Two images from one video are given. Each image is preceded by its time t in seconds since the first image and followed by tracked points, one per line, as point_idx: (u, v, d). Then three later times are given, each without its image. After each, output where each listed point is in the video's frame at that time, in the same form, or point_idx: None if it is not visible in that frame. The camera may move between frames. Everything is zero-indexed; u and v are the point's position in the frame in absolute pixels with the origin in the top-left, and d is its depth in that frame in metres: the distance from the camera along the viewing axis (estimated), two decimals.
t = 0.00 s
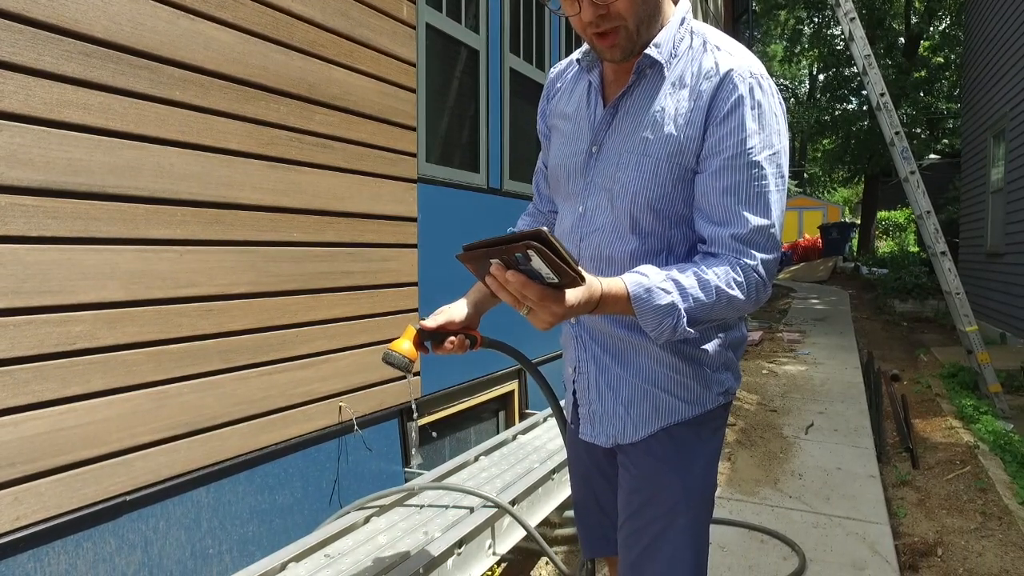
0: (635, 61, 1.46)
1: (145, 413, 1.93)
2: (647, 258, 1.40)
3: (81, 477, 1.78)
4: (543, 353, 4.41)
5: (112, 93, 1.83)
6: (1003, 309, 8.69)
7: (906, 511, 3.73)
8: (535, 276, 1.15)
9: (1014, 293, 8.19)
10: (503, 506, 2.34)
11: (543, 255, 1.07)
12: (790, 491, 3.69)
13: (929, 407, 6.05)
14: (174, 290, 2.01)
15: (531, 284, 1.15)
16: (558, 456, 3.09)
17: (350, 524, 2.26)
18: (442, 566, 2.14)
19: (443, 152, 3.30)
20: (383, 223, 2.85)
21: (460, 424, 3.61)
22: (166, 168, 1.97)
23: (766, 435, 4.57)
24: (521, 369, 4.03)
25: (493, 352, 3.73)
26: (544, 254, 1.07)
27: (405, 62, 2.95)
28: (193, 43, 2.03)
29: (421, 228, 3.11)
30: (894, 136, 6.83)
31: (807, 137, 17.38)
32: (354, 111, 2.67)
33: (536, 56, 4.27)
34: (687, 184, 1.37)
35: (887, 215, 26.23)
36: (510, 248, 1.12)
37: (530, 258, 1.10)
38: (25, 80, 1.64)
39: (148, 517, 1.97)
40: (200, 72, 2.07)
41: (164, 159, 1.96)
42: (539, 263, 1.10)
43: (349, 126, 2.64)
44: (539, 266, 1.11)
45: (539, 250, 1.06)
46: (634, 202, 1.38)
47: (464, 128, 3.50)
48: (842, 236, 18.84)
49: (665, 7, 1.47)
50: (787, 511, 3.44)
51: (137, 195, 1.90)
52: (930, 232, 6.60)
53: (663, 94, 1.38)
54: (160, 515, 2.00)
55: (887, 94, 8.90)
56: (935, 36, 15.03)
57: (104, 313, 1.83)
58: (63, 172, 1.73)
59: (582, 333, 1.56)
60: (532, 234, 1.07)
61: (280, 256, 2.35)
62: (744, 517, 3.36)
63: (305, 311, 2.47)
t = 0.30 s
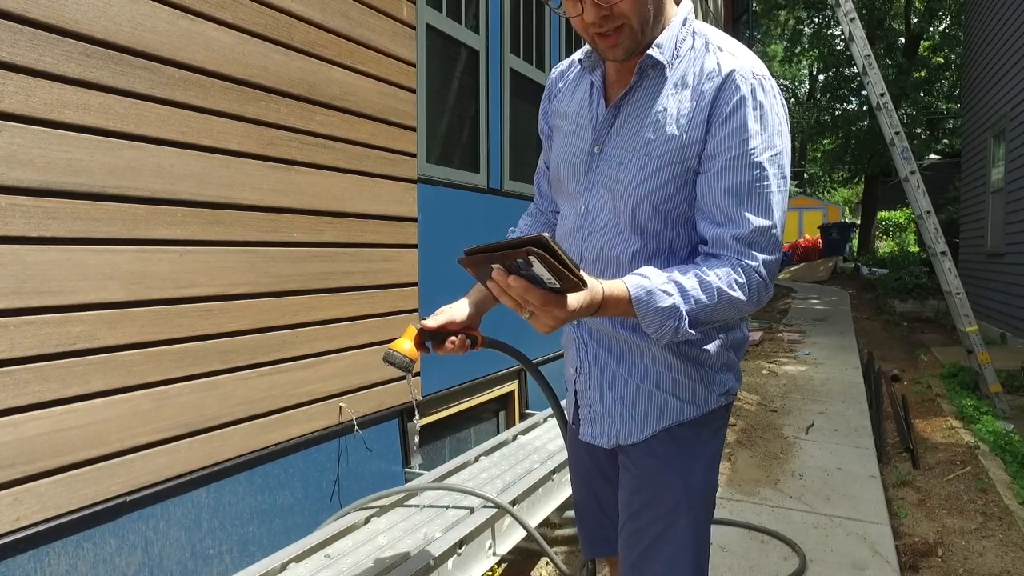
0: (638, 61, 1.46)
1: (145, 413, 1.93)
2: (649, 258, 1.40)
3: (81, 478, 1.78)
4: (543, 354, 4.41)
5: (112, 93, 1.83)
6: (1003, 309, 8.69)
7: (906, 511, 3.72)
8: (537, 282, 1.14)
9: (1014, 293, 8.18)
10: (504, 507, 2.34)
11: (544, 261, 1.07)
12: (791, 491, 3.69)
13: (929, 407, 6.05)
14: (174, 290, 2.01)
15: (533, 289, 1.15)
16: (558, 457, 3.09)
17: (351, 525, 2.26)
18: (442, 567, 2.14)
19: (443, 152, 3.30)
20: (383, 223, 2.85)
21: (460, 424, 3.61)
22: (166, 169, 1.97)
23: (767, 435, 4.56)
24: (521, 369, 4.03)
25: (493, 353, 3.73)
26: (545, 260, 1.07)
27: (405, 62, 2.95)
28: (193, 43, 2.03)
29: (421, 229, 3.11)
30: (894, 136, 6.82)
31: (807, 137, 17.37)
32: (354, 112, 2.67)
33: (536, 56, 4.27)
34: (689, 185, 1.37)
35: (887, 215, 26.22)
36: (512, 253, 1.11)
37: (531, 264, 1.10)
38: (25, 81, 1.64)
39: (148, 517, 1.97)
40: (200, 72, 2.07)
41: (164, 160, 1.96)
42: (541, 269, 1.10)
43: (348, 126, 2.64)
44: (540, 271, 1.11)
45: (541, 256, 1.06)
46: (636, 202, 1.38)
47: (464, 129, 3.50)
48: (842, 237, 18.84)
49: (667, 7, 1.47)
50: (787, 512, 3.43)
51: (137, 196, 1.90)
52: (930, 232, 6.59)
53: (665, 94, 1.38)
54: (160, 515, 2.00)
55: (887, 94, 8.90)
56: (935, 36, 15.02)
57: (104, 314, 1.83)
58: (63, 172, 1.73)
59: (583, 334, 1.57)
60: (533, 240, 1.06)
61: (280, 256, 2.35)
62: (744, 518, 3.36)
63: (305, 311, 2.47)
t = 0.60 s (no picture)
0: (640, 61, 1.46)
1: (146, 414, 1.93)
2: (651, 259, 1.40)
3: (82, 478, 1.78)
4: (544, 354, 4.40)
5: (112, 93, 1.83)
6: (1004, 309, 8.68)
7: (907, 512, 3.72)
8: (539, 283, 1.14)
9: (1015, 293, 8.18)
10: (505, 508, 2.34)
11: (547, 263, 1.07)
12: (791, 491, 3.69)
13: (930, 408, 6.04)
14: (175, 291, 2.01)
15: (535, 291, 1.14)
16: (559, 457, 3.09)
17: (351, 525, 2.26)
18: (443, 568, 2.14)
19: (444, 153, 3.30)
20: (384, 224, 2.85)
21: (461, 424, 3.61)
22: (167, 169, 1.97)
23: (767, 435, 4.56)
24: (522, 370, 4.03)
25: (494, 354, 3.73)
26: (548, 262, 1.06)
27: (405, 63, 2.95)
28: (194, 44, 2.03)
29: (421, 229, 3.11)
30: (895, 137, 6.81)
31: (807, 137, 17.37)
32: (354, 112, 2.68)
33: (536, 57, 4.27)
34: (692, 186, 1.37)
35: (887, 215, 26.22)
36: (514, 256, 1.11)
37: (534, 266, 1.10)
38: (25, 82, 1.64)
39: (149, 518, 1.97)
40: (200, 72, 2.07)
41: (165, 160, 1.96)
42: (543, 271, 1.10)
43: (349, 126, 2.64)
44: (543, 273, 1.10)
45: (544, 258, 1.06)
46: (639, 203, 1.37)
47: (464, 129, 3.50)
48: (842, 237, 18.84)
49: (670, 7, 1.47)
50: (788, 512, 3.43)
51: (138, 196, 1.90)
52: (930, 232, 6.59)
53: (668, 95, 1.38)
54: (160, 515, 2.00)
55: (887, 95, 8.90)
56: (935, 36, 15.02)
57: (104, 314, 1.83)
58: (64, 172, 1.73)
59: (585, 335, 1.56)
60: (535, 242, 1.06)
61: (281, 256, 2.36)
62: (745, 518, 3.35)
63: (305, 311, 2.47)
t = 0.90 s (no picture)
0: (641, 61, 1.46)
1: (147, 413, 1.94)
2: (653, 258, 1.40)
3: (84, 478, 1.79)
4: (544, 354, 4.41)
5: (113, 93, 1.83)
6: (1005, 308, 8.67)
7: (908, 511, 3.72)
8: (541, 284, 1.14)
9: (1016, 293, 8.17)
10: (505, 507, 2.34)
11: (549, 264, 1.07)
12: (792, 491, 3.69)
13: (930, 407, 6.04)
14: (176, 291, 2.01)
15: (537, 291, 1.15)
16: (560, 456, 3.09)
17: (352, 524, 2.26)
18: (444, 567, 2.15)
19: (444, 153, 3.30)
20: (384, 223, 2.85)
21: (461, 424, 3.61)
22: (168, 169, 1.97)
23: (768, 435, 4.56)
24: (522, 369, 4.03)
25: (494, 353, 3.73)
26: (549, 263, 1.06)
27: (406, 62, 2.95)
28: (195, 43, 2.03)
29: (422, 229, 3.11)
30: (896, 136, 6.80)
31: (808, 136, 17.36)
32: (355, 112, 2.67)
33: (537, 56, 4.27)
34: (693, 185, 1.37)
35: (888, 214, 26.20)
36: (515, 256, 1.11)
37: (536, 267, 1.10)
38: (26, 81, 1.64)
39: (150, 517, 1.98)
40: (201, 72, 2.07)
41: (165, 160, 1.96)
42: (545, 271, 1.10)
43: (350, 126, 2.64)
44: (544, 273, 1.11)
45: (545, 259, 1.06)
46: (640, 202, 1.37)
47: (465, 128, 3.51)
48: (843, 236, 18.83)
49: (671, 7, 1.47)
50: (789, 512, 3.43)
51: (138, 196, 1.90)
52: (931, 231, 6.58)
53: (670, 94, 1.38)
54: (161, 515, 2.00)
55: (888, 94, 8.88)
56: (936, 35, 14.99)
57: (105, 314, 1.83)
58: (65, 172, 1.73)
59: (586, 334, 1.57)
60: (537, 243, 1.06)
61: (282, 256, 2.36)
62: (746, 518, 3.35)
63: (306, 311, 2.47)
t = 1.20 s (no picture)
0: (639, 58, 1.45)
1: (148, 410, 1.94)
2: (652, 255, 1.41)
3: (86, 474, 1.79)
4: (545, 351, 4.41)
5: (114, 91, 1.83)
6: (1007, 306, 8.66)
7: (908, 508, 3.73)
8: (538, 281, 1.15)
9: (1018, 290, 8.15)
10: (506, 503, 2.35)
11: (545, 262, 1.07)
12: (793, 488, 3.70)
13: (931, 405, 6.03)
14: (177, 288, 2.01)
15: (534, 289, 1.15)
16: (561, 453, 3.09)
17: (353, 521, 2.27)
18: (445, 563, 2.15)
19: (445, 150, 3.30)
20: (386, 220, 2.85)
21: (462, 421, 3.62)
22: (169, 166, 1.97)
23: (768, 432, 4.57)
24: (523, 366, 4.03)
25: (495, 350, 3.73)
26: (546, 260, 1.07)
27: (407, 59, 2.95)
28: (195, 40, 2.03)
29: (423, 226, 3.11)
30: (897, 133, 6.78)
31: (810, 133, 17.33)
32: (356, 109, 2.67)
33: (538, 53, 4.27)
34: (692, 183, 1.37)
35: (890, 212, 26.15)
36: (512, 253, 1.11)
37: (533, 264, 1.10)
38: (27, 79, 1.64)
39: (152, 513, 1.98)
40: (202, 69, 2.07)
41: (167, 157, 1.97)
42: (542, 269, 1.10)
43: (351, 123, 2.64)
44: (541, 271, 1.11)
45: (542, 257, 1.06)
46: (639, 200, 1.38)
47: (466, 126, 3.50)
48: (844, 234, 18.80)
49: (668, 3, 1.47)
50: (789, 509, 3.43)
51: (140, 193, 1.91)
52: (932, 229, 6.56)
53: (668, 92, 1.38)
54: (163, 511, 2.01)
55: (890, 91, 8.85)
56: (938, 32, 14.95)
57: (107, 311, 1.83)
58: (66, 169, 1.73)
59: (585, 331, 1.57)
60: (533, 240, 1.06)
61: (283, 253, 2.36)
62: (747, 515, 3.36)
63: (307, 308, 2.47)
